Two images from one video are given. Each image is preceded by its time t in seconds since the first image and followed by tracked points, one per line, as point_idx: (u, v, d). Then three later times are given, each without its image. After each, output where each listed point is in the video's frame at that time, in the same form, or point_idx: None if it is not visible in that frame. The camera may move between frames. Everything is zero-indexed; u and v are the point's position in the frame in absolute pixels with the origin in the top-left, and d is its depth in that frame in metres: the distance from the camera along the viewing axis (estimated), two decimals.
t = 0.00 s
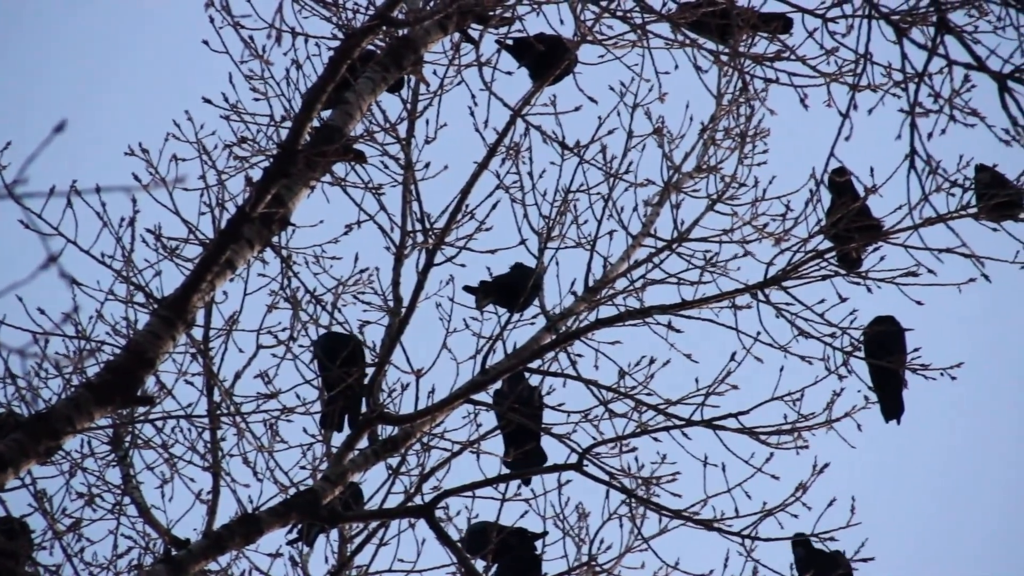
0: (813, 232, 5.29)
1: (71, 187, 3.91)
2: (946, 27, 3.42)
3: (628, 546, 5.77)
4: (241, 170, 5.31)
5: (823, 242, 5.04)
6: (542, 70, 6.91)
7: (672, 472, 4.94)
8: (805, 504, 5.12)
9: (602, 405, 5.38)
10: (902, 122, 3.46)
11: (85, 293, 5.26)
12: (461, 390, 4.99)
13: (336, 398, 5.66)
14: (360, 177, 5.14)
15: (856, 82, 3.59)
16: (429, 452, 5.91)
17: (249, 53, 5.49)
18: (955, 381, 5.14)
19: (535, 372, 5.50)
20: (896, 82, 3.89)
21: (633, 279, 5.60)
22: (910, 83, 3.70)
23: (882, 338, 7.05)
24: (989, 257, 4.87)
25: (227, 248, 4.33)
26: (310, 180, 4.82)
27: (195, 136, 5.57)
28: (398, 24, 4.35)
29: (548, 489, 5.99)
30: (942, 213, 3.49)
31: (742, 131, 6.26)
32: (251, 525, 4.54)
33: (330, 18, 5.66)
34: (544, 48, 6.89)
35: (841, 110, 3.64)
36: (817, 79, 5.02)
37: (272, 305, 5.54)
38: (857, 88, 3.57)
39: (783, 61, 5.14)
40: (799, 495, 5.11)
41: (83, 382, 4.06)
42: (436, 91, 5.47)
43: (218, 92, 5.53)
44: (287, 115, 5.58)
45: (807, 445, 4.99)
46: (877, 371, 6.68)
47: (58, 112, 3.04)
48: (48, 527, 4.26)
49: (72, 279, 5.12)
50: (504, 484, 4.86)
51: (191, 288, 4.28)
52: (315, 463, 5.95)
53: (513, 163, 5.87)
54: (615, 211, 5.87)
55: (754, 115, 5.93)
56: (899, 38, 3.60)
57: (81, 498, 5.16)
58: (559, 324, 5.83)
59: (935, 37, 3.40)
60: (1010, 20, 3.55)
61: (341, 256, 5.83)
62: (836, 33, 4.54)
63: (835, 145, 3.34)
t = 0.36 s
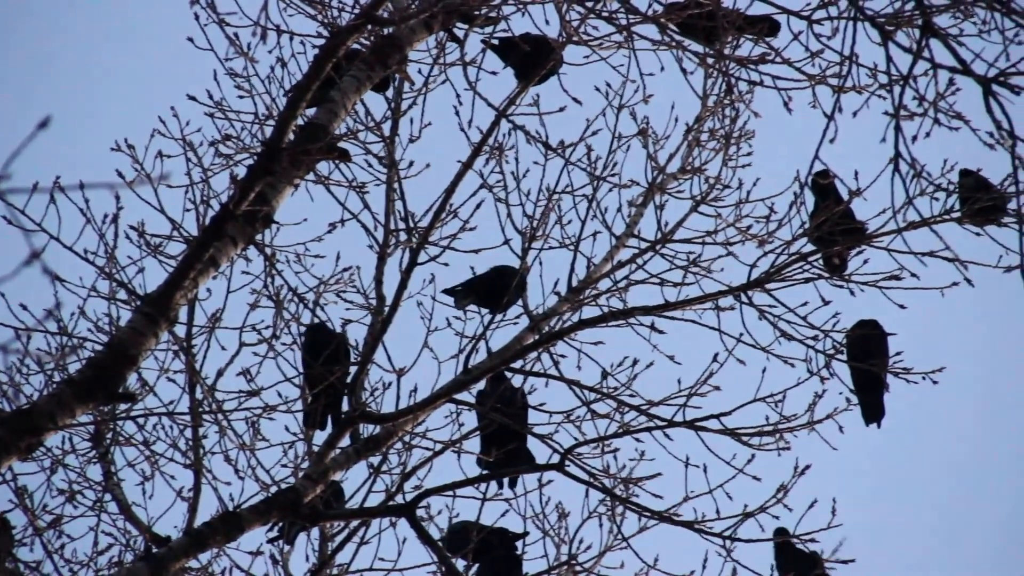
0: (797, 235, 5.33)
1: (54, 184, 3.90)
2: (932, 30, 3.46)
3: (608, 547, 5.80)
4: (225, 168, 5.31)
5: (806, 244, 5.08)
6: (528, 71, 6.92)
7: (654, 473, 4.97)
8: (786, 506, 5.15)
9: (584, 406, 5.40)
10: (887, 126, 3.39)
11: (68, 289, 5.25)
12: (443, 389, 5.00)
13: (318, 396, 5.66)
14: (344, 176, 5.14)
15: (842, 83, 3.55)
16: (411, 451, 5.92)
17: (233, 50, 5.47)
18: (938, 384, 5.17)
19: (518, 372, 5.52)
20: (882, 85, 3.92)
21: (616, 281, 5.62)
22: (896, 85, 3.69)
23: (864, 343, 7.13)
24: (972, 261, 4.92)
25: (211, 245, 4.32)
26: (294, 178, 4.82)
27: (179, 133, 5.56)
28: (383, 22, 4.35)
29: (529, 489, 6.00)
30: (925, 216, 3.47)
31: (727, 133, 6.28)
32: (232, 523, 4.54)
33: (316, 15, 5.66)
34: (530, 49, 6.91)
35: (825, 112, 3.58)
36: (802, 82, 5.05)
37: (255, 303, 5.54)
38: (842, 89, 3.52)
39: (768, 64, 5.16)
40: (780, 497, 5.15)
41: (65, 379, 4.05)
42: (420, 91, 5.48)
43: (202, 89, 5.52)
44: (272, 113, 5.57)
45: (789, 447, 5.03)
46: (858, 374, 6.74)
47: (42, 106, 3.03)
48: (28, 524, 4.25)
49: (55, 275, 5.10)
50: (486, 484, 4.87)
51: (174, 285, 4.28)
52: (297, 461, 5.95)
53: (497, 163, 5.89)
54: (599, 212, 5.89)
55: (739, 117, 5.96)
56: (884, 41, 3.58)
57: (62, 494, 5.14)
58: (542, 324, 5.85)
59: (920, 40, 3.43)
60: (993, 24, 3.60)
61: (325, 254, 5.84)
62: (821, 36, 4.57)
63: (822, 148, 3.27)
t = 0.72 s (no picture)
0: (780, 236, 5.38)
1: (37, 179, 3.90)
2: (916, 33, 3.50)
3: (589, 546, 5.83)
4: (208, 165, 5.30)
5: (788, 245, 5.12)
6: (513, 70, 6.93)
7: (635, 473, 5.00)
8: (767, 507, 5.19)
9: (566, 405, 5.43)
10: (871, 130, 3.39)
11: (50, 285, 5.23)
12: (425, 388, 5.02)
13: (300, 393, 5.66)
14: (328, 174, 5.15)
15: (825, 87, 3.56)
16: (392, 450, 5.93)
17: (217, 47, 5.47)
18: (917, 385, 5.31)
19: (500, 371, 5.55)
20: (865, 88, 3.96)
21: (598, 281, 5.64)
22: (880, 88, 3.70)
23: (847, 344, 7.19)
24: (953, 263, 4.98)
25: (194, 242, 4.32)
26: (278, 176, 4.83)
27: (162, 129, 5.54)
28: (368, 20, 4.36)
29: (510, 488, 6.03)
30: (907, 219, 3.49)
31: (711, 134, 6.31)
32: (214, 520, 4.54)
33: (301, 13, 5.65)
34: (515, 48, 6.92)
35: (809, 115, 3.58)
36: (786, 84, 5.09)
37: (237, 300, 5.53)
38: (826, 92, 3.52)
39: (753, 66, 5.20)
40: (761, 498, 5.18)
41: (47, 374, 4.04)
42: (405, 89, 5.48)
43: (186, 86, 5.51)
44: (256, 109, 5.57)
45: (770, 447, 5.07)
46: (841, 375, 6.80)
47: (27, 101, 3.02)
48: (7, 519, 4.24)
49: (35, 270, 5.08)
50: (467, 483, 4.89)
51: (157, 281, 4.28)
52: (278, 458, 5.95)
53: (482, 162, 5.90)
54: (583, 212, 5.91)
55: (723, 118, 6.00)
56: (868, 44, 3.60)
57: (42, 489, 5.13)
58: (525, 323, 5.87)
59: (904, 44, 3.46)
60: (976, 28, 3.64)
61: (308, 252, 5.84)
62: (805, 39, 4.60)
63: (806, 150, 3.26)
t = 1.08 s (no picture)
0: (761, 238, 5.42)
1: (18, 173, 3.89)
2: (900, 37, 3.54)
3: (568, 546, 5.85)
4: (191, 161, 5.29)
5: (770, 247, 5.16)
6: (497, 70, 6.95)
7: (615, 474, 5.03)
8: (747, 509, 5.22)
9: (547, 405, 5.45)
10: (854, 132, 3.40)
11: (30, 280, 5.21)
12: (407, 387, 5.03)
13: (281, 391, 5.66)
14: (311, 171, 5.15)
15: (808, 88, 3.59)
16: (373, 449, 5.94)
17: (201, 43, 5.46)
18: (899, 388, 5.38)
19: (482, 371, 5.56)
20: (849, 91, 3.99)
21: (580, 282, 5.66)
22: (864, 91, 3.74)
23: (830, 346, 7.23)
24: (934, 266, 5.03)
25: (176, 239, 4.32)
26: (261, 173, 4.83)
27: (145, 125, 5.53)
28: (352, 19, 4.37)
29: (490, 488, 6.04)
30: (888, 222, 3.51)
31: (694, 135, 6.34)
32: (193, 518, 4.53)
33: (285, 9, 5.65)
34: (500, 48, 6.94)
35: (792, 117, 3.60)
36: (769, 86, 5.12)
37: (220, 297, 5.53)
38: (809, 95, 3.55)
39: (736, 67, 5.23)
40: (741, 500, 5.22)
41: (28, 369, 4.03)
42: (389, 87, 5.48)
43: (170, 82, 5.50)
44: (239, 106, 5.57)
45: (750, 449, 5.10)
46: (822, 377, 6.85)
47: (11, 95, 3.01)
48: None
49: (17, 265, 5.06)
50: (448, 482, 4.91)
51: (139, 278, 4.27)
52: (259, 456, 5.94)
53: (466, 161, 5.92)
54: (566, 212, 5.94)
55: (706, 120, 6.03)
56: (852, 47, 3.63)
57: (21, 485, 5.11)
58: (507, 323, 5.88)
59: (887, 48, 3.50)
60: (959, 33, 3.69)
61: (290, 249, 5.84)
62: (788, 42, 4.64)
63: (789, 152, 3.27)
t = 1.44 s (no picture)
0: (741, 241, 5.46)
1: None
2: (882, 42, 3.58)
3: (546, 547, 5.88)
4: (173, 159, 5.28)
5: (750, 250, 5.21)
6: (480, 70, 6.97)
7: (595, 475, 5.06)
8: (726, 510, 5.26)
9: (526, 406, 5.48)
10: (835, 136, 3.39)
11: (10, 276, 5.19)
12: (387, 387, 5.04)
13: (261, 390, 5.66)
14: (294, 170, 5.15)
15: (791, 92, 3.62)
16: (352, 448, 5.95)
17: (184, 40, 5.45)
18: (878, 392, 5.28)
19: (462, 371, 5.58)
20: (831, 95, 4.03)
21: (560, 283, 5.69)
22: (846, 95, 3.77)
23: (811, 350, 7.29)
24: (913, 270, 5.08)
25: (158, 237, 4.32)
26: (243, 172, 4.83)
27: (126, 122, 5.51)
28: (336, 18, 4.38)
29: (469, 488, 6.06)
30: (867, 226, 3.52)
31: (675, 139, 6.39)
32: (172, 516, 4.53)
33: (269, 8, 5.65)
34: (484, 48, 6.96)
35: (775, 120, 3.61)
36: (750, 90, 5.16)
37: (200, 295, 5.52)
38: (792, 98, 3.57)
39: (717, 71, 5.27)
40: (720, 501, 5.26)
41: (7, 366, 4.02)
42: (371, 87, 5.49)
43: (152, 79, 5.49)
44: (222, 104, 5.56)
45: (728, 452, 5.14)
46: (802, 381, 6.90)
47: None
48: None
49: None
50: (427, 482, 4.93)
51: (119, 275, 4.27)
52: (238, 454, 5.94)
53: (448, 162, 5.93)
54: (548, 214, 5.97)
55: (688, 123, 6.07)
56: (834, 52, 3.67)
57: None
58: (487, 324, 5.90)
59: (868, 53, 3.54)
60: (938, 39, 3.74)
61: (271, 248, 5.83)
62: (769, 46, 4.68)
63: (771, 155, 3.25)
